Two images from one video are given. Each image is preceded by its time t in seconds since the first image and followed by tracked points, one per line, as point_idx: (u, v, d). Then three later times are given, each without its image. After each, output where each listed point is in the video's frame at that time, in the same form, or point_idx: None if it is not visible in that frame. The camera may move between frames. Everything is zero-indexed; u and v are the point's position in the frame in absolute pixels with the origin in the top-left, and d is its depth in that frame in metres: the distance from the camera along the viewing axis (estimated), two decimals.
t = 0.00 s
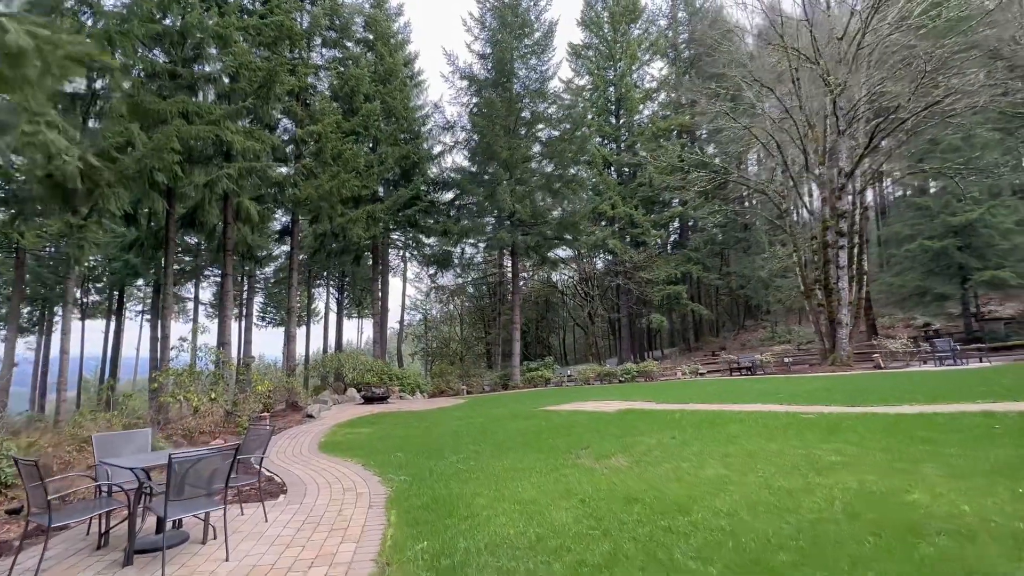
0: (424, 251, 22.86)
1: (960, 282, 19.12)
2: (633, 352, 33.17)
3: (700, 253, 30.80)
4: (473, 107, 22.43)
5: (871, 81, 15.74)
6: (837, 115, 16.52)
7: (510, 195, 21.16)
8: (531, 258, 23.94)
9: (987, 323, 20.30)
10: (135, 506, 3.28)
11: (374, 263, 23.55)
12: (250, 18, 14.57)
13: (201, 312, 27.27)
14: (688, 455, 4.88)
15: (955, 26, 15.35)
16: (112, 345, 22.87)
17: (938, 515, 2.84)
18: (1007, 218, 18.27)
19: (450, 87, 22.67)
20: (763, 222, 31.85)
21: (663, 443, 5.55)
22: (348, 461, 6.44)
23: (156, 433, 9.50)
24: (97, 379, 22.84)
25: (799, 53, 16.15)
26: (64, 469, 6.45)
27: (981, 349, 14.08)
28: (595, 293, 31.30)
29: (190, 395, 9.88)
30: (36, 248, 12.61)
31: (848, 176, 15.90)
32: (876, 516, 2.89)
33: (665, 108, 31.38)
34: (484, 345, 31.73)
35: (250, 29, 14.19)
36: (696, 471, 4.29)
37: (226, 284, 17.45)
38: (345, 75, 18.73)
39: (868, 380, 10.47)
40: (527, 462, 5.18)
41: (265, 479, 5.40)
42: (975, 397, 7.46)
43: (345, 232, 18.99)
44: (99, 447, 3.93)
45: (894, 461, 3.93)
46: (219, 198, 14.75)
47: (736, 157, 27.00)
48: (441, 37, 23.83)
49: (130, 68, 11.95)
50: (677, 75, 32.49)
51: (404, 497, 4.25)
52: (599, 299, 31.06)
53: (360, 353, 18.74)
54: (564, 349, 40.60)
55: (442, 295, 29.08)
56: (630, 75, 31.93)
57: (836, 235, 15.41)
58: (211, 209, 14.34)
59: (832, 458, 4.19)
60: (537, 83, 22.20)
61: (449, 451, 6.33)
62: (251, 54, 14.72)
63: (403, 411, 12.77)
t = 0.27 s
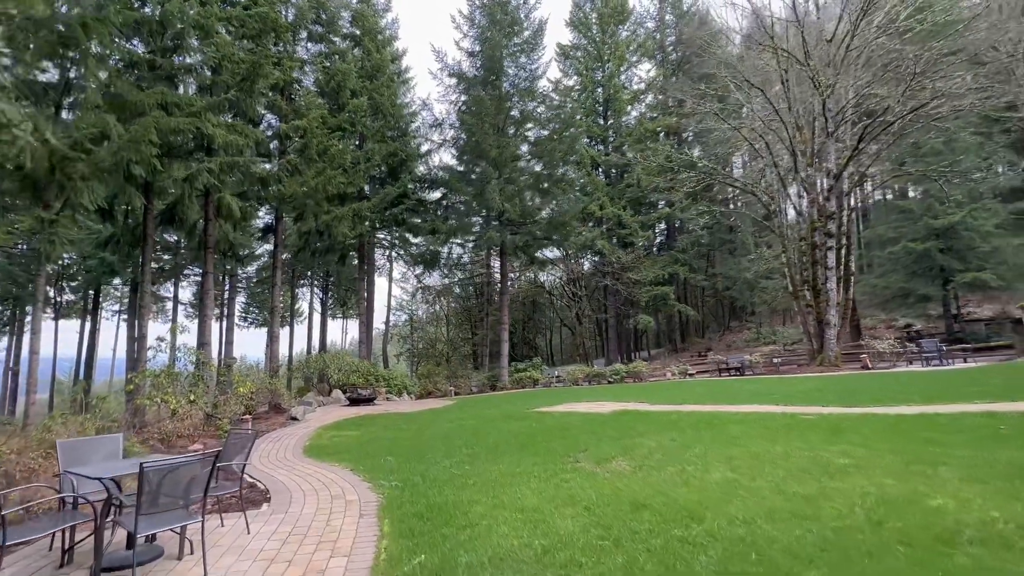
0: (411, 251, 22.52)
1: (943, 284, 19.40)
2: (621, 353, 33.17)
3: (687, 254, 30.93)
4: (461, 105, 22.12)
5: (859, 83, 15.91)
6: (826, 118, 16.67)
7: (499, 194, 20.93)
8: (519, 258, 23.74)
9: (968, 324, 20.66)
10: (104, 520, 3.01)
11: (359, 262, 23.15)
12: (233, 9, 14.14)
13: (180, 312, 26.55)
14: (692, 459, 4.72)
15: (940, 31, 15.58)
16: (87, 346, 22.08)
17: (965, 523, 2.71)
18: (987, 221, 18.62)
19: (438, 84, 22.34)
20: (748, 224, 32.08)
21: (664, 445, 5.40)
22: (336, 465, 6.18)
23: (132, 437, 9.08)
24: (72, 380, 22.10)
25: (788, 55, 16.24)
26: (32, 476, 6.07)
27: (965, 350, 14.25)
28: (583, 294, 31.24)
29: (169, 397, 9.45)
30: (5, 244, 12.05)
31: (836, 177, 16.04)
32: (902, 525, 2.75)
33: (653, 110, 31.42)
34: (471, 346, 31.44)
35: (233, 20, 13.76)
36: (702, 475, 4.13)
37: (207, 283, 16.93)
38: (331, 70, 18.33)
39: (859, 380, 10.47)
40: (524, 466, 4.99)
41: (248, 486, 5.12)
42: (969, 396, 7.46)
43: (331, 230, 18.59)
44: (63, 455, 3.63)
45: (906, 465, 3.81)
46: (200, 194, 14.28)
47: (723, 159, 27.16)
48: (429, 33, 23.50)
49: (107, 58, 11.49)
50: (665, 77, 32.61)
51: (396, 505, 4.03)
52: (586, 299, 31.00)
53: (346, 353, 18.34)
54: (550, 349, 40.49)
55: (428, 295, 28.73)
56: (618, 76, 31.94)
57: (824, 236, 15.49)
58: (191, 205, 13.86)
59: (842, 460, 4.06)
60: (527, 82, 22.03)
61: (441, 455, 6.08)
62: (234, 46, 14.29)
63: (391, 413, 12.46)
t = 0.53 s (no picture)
0: (394, 250, 22.11)
1: (920, 286, 19.78)
2: (604, 354, 33.18)
3: (670, 256, 31.09)
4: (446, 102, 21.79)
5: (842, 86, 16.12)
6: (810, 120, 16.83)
7: (484, 193, 20.66)
8: (503, 257, 23.51)
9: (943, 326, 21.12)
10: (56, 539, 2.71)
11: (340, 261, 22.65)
12: None
13: (153, 312, 25.67)
14: (691, 463, 4.56)
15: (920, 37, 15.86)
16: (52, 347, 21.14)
17: (989, 531, 2.60)
18: (962, 224, 19.06)
19: (422, 80, 21.96)
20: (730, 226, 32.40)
21: (660, 448, 5.23)
22: (316, 471, 5.87)
23: (98, 443, 8.60)
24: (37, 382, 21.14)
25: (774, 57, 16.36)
26: None
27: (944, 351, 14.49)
28: (567, 295, 31.16)
29: (138, 400, 8.98)
30: None
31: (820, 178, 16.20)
32: (923, 535, 2.63)
33: (637, 112, 31.50)
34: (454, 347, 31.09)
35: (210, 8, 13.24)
36: (704, 481, 3.98)
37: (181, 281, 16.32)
38: (313, 63, 17.86)
39: (844, 380, 10.51)
40: (517, 472, 4.77)
41: (222, 496, 4.80)
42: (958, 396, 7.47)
43: (311, 227, 18.11)
44: (12, 465, 3.29)
45: (914, 468, 3.71)
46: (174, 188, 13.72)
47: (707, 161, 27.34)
48: (413, 29, 23.11)
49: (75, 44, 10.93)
50: (649, 79, 32.74)
51: (383, 515, 3.77)
52: (570, 299, 30.92)
53: (326, 354, 17.87)
54: (533, 350, 40.35)
55: (411, 295, 28.31)
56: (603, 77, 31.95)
57: (808, 238, 15.60)
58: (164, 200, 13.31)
59: (847, 464, 3.95)
60: (512, 80, 21.83)
61: (428, 460, 5.82)
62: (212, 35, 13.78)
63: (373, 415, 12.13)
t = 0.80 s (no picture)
0: (373, 248, 21.62)
1: (893, 288, 20.23)
2: (585, 354, 33.17)
3: (650, 257, 31.29)
4: (427, 98, 21.42)
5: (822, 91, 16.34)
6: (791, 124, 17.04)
7: (467, 191, 20.34)
8: (485, 257, 23.24)
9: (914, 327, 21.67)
10: None
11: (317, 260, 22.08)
12: None
13: (119, 311, 24.63)
14: (686, 467, 4.42)
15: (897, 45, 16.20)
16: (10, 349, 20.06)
17: (1008, 538, 2.50)
18: (933, 228, 19.59)
19: (403, 76, 21.55)
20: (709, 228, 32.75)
21: (653, 451, 5.08)
22: (293, 479, 5.56)
23: (55, 450, 8.05)
24: None
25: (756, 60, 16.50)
26: None
27: (918, 351, 14.79)
28: (548, 295, 31.07)
29: (100, 404, 8.46)
30: None
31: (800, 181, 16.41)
32: (941, 543, 2.51)
33: (619, 113, 31.58)
34: (434, 348, 30.67)
35: None
36: (702, 486, 3.84)
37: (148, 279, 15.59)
38: (290, 55, 17.34)
39: (825, 381, 10.59)
40: (507, 479, 4.55)
41: (188, 508, 4.47)
42: (943, 395, 7.50)
43: (288, 224, 17.55)
44: None
45: (915, 470, 3.63)
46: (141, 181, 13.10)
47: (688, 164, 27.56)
48: (394, 24, 22.66)
49: (34, 27, 10.31)
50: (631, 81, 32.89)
51: (365, 528, 3.52)
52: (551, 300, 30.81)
53: (302, 355, 17.33)
54: (513, 351, 40.16)
55: (390, 295, 27.82)
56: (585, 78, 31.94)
57: (789, 240, 15.75)
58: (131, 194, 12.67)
59: (848, 467, 3.85)
60: (495, 77, 21.57)
61: (411, 465, 5.57)
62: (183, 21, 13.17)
63: (351, 417, 11.76)
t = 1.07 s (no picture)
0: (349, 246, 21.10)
1: (863, 290, 20.77)
2: (563, 355, 33.17)
3: (627, 258, 31.52)
4: (406, 95, 21.02)
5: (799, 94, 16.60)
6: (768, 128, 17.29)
7: (446, 188, 20.05)
8: (464, 256, 22.97)
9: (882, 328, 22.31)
10: None
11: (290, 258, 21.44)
12: None
13: (77, 309, 23.46)
14: (680, 470, 4.30)
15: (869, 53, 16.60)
16: None
17: None
18: (901, 233, 20.18)
19: (381, 70, 21.12)
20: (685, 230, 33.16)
21: (645, 454, 4.95)
22: (265, 486, 5.25)
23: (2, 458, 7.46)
24: None
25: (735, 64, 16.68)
26: None
27: (889, 352, 15.16)
28: (526, 296, 30.95)
29: (54, 408, 7.89)
30: None
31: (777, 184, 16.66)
32: (958, 550, 2.42)
33: (597, 115, 31.67)
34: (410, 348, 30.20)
35: None
36: (700, 491, 3.71)
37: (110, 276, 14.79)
38: (263, 46, 16.76)
39: (803, 381, 10.70)
40: (495, 485, 4.36)
41: (150, 522, 4.13)
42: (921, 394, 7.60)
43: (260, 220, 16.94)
44: None
45: (915, 473, 3.57)
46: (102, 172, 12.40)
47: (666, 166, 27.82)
48: (372, 18, 22.16)
49: None
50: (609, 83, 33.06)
51: (346, 541, 3.28)
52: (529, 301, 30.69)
53: (274, 355, 16.75)
54: (490, 351, 39.95)
55: (365, 295, 27.27)
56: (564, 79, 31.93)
57: (766, 241, 15.95)
58: (91, 185, 11.98)
59: (845, 470, 3.78)
60: (476, 75, 21.31)
61: (392, 471, 5.31)
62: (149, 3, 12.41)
63: (326, 420, 11.37)
